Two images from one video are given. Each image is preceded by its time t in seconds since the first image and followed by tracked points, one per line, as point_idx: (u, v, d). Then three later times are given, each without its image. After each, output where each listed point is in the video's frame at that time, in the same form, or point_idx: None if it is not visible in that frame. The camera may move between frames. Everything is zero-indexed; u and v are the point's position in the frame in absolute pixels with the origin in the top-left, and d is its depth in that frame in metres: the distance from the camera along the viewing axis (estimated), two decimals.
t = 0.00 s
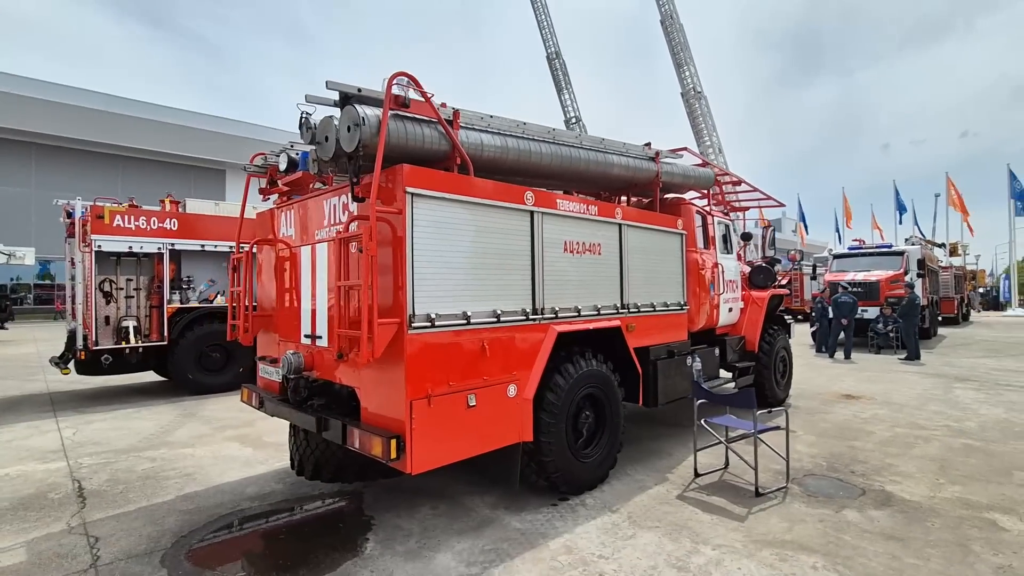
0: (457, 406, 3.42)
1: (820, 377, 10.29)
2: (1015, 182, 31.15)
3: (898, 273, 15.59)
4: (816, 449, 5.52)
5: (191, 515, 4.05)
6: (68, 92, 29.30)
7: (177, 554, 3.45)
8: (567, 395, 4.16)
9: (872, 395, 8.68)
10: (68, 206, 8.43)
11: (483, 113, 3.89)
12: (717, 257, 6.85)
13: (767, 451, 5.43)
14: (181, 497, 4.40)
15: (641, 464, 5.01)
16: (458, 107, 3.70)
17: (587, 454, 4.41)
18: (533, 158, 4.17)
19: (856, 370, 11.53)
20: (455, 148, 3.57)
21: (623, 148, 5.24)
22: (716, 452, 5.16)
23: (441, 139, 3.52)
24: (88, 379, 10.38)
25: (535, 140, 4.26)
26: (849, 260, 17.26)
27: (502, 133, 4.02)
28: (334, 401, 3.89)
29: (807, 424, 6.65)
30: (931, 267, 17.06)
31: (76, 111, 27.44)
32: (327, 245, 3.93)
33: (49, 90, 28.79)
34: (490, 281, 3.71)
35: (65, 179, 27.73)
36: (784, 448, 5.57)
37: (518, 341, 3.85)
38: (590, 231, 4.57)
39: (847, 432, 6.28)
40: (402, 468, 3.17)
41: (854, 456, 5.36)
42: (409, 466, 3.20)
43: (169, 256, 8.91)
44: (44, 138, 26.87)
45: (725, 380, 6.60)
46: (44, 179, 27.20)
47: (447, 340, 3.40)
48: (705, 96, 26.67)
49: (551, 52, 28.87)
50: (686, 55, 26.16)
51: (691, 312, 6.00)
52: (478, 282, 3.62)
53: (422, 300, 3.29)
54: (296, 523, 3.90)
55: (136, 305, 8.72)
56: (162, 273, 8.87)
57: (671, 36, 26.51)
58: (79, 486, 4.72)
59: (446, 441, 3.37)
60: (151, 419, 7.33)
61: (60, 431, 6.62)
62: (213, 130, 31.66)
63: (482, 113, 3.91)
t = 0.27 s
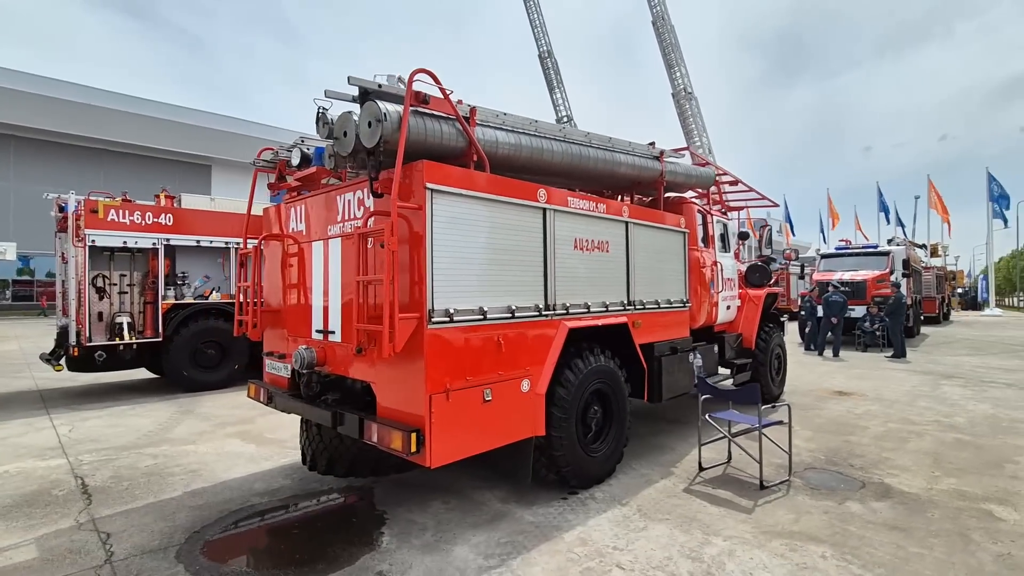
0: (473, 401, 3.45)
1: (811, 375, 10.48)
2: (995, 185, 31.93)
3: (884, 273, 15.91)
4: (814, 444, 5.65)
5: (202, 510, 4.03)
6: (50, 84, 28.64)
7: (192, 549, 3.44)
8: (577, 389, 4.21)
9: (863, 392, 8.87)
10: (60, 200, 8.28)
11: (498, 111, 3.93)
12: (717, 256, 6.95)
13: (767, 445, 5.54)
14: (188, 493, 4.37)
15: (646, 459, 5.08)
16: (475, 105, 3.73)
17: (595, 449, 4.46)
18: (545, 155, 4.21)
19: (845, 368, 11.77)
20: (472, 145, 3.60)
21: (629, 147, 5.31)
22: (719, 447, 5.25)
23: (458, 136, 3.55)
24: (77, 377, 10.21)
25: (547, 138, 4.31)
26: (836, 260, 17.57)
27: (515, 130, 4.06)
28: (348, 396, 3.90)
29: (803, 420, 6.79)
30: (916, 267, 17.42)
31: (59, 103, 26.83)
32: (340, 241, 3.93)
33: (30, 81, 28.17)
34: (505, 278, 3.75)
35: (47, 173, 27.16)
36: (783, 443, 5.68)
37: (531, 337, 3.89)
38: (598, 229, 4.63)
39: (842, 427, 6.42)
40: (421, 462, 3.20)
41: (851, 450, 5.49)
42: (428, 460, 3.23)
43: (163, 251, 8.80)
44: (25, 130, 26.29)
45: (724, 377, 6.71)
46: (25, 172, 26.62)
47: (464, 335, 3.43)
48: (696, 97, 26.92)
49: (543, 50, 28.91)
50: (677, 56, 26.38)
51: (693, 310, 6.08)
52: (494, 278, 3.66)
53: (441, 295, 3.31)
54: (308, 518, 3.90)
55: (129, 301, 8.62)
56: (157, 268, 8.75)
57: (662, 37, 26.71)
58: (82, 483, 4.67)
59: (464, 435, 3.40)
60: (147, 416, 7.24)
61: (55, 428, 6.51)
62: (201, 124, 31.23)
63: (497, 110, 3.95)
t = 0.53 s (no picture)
0: (487, 400, 3.50)
1: (798, 374, 10.71)
2: (968, 190, 32.91)
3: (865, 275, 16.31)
4: (807, 441, 5.80)
5: (208, 510, 4.00)
6: (25, 75, 27.84)
7: (203, 549, 3.42)
8: (583, 388, 4.28)
9: (849, 390, 9.10)
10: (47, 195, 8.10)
11: (509, 112, 3.99)
12: (712, 257, 7.07)
13: (763, 443, 5.67)
14: (192, 494, 4.33)
15: (647, 457, 5.18)
16: (487, 106, 3.78)
17: (600, 446, 4.54)
18: (554, 157, 4.28)
19: (829, 367, 12.05)
20: (485, 146, 3.65)
21: (631, 150, 5.40)
22: (717, 444, 5.37)
23: (472, 137, 3.59)
24: (61, 376, 9.99)
25: (555, 140, 4.37)
26: (819, 262, 17.96)
27: (525, 132, 4.11)
28: (358, 394, 3.92)
29: (794, 417, 6.95)
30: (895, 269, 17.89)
31: (34, 95, 26.05)
32: (350, 240, 3.93)
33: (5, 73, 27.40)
34: (516, 278, 3.80)
35: (22, 167, 26.44)
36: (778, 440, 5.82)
37: (540, 336, 3.94)
38: (603, 230, 4.70)
39: (832, 425, 6.60)
40: (437, 460, 3.23)
41: (843, 447, 5.65)
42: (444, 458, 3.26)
43: (153, 248, 8.66)
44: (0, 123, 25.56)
45: (719, 375, 6.84)
46: None
47: (478, 334, 3.47)
48: (682, 100, 27.25)
49: (532, 51, 28.98)
50: (664, 59, 26.65)
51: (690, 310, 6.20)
52: (506, 278, 3.70)
53: (456, 296, 3.34)
54: (317, 518, 3.90)
55: (118, 299, 8.43)
56: (147, 266, 8.60)
57: (650, 40, 26.98)
58: (81, 484, 4.59)
59: (478, 433, 3.44)
60: (139, 416, 7.12)
61: (44, 429, 6.38)
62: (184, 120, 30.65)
63: (508, 112, 4.00)
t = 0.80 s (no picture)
0: (497, 398, 3.55)
1: (785, 374, 10.92)
2: (945, 194, 33.78)
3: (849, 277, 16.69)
4: (800, 438, 5.95)
5: (214, 510, 3.99)
6: (4, 69, 27.15)
7: (213, 548, 3.42)
8: (588, 386, 4.36)
9: (835, 389, 9.32)
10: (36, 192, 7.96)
11: (516, 115, 4.06)
12: (706, 258, 7.21)
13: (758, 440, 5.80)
14: (196, 493, 4.31)
15: (646, 454, 5.27)
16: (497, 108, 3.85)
17: (602, 444, 4.62)
18: (560, 159, 4.36)
19: (815, 367, 12.32)
20: (496, 147, 3.71)
21: (631, 153, 5.50)
22: (714, 441, 5.49)
23: (483, 139, 3.64)
24: (47, 377, 9.80)
25: (560, 142, 4.46)
26: (804, 264, 18.30)
27: (532, 134, 4.19)
28: (367, 393, 3.94)
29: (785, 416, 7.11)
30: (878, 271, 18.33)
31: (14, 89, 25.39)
32: (359, 239, 3.96)
33: None
34: (524, 278, 3.86)
35: None
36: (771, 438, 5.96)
37: (547, 335, 4.01)
38: (606, 231, 4.79)
39: (823, 423, 6.76)
40: (450, 457, 3.27)
41: (835, 444, 5.80)
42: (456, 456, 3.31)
43: (145, 247, 8.55)
44: None
45: (713, 374, 6.97)
46: None
47: (489, 333, 3.52)
48: (670, 103, 27.56)
49: (521, 52, 29.07)
50: (652, 62, 26.94)
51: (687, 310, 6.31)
52: (514, 279, 3.77)
53: (468, 295, 3.40)
54: (325, 516, 3.91)
55: (107, 298, 8.33)
56: (138, 265, 8.50)
57: (638, 43, 27.25)
58: (80, 485, 4.54)
59: (488, 431, 3.49)
60: (132, 417, 7.04)
61: (36, 430, 6.27)
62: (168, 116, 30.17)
63: (515, 114, 4.08)
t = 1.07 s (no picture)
0: (508, 398, 3.64)
1: (774, 374, 11.16)
2: (924, 198, 34.60)
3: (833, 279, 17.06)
4: (793, 436, 6.12)
5: (225, 510, 4.02)
6: None
7: (229, 547, 3.45)
8: (592, 386, 4.46)
9: (823, 388, 9.55)
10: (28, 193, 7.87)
11: (524, 121, 4.18)
12: (701, 261, 7.37)
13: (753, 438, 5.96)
14: (204, 494, 4.33)
15: (646, 453, 5.39)
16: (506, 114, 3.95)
17: (606, 442, 4.73)
18: (564, 164, 4.49)
19: (801, 367, 12.60)
20: (506, 153, 3.81)
21: (632, 157, 5.64)
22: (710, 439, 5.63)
23: (494, 145, 3.74)
24: (35, 380, 9.66)
25: (565, 147, 4.58)
26: (789, 266, 18.65)
27: (538, 140, 4.31)
28: (378, 394, 4.01)
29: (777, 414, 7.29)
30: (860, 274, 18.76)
31: None
32: (370, 242, 4.02)
33: None
34: (532, 280, 3.96)
35: None
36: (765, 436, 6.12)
37: (555, 336, 4.11)
38: (608, 234, 4.91)
39: (813, 421, 6.96)
40: (464, 455, 3.35)
41: (827, 441, 5.99)
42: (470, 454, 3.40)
43: (139, 249, 8.49)
44: None
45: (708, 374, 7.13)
46: None
47: (500, 334, 3.61)
48: (658, 107, 27.90)
49: (511, 55, 29.22)
50: (641, 67, 27.25)
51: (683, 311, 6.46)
52: (524, 281, 3.86)
53: (482, 297, 3.48)
54: (336, 514, 3.96)
55: (100, 300, 8.25)
56: (131, 266, 8.43)
57: (626, 48, 27.55)
58: (85, 487, 4.53)
59: (500, 430, 3.58)
60: (128, 419, 6.99)
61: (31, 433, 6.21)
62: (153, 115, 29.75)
63: (523, 120, 4.19)
